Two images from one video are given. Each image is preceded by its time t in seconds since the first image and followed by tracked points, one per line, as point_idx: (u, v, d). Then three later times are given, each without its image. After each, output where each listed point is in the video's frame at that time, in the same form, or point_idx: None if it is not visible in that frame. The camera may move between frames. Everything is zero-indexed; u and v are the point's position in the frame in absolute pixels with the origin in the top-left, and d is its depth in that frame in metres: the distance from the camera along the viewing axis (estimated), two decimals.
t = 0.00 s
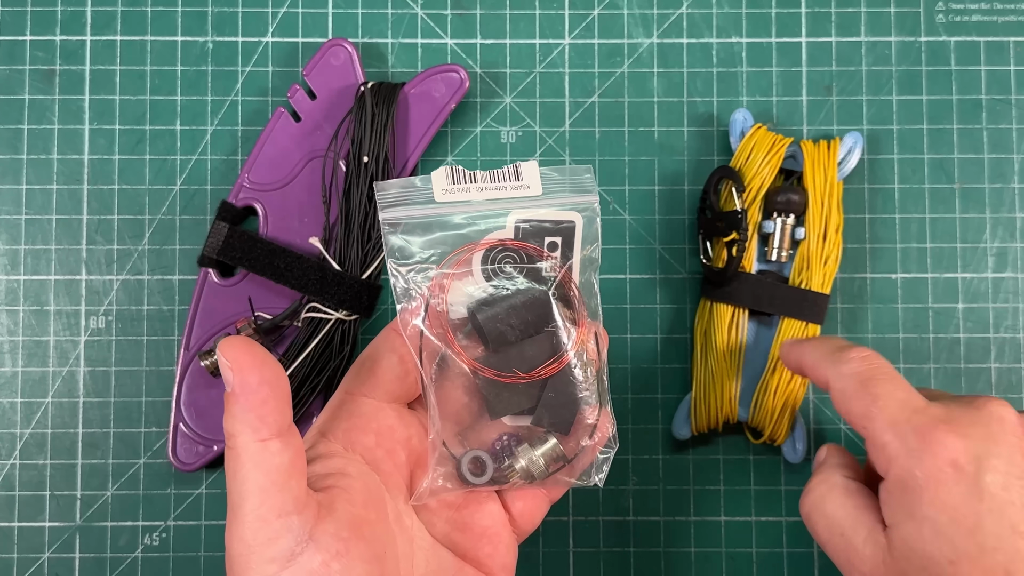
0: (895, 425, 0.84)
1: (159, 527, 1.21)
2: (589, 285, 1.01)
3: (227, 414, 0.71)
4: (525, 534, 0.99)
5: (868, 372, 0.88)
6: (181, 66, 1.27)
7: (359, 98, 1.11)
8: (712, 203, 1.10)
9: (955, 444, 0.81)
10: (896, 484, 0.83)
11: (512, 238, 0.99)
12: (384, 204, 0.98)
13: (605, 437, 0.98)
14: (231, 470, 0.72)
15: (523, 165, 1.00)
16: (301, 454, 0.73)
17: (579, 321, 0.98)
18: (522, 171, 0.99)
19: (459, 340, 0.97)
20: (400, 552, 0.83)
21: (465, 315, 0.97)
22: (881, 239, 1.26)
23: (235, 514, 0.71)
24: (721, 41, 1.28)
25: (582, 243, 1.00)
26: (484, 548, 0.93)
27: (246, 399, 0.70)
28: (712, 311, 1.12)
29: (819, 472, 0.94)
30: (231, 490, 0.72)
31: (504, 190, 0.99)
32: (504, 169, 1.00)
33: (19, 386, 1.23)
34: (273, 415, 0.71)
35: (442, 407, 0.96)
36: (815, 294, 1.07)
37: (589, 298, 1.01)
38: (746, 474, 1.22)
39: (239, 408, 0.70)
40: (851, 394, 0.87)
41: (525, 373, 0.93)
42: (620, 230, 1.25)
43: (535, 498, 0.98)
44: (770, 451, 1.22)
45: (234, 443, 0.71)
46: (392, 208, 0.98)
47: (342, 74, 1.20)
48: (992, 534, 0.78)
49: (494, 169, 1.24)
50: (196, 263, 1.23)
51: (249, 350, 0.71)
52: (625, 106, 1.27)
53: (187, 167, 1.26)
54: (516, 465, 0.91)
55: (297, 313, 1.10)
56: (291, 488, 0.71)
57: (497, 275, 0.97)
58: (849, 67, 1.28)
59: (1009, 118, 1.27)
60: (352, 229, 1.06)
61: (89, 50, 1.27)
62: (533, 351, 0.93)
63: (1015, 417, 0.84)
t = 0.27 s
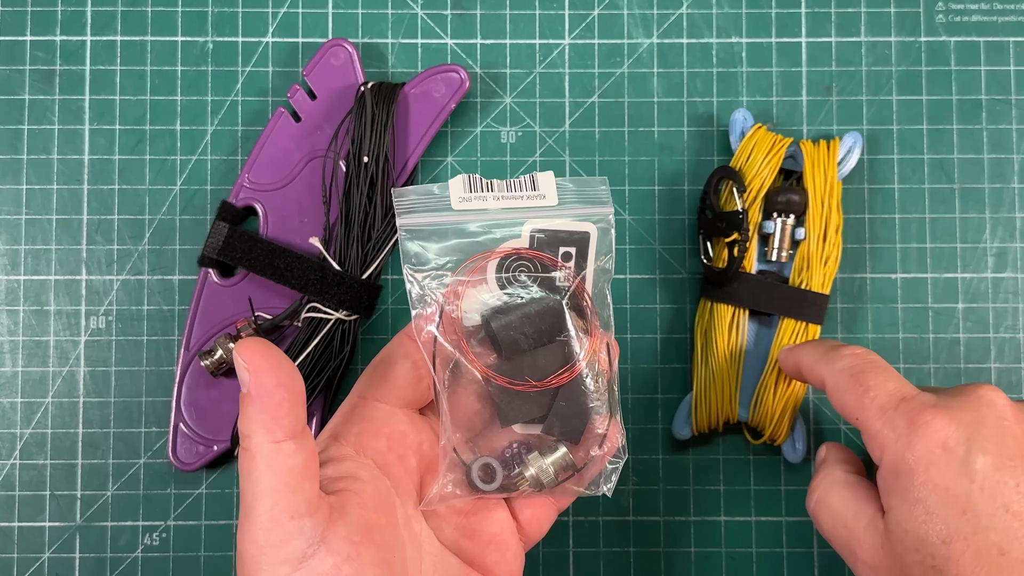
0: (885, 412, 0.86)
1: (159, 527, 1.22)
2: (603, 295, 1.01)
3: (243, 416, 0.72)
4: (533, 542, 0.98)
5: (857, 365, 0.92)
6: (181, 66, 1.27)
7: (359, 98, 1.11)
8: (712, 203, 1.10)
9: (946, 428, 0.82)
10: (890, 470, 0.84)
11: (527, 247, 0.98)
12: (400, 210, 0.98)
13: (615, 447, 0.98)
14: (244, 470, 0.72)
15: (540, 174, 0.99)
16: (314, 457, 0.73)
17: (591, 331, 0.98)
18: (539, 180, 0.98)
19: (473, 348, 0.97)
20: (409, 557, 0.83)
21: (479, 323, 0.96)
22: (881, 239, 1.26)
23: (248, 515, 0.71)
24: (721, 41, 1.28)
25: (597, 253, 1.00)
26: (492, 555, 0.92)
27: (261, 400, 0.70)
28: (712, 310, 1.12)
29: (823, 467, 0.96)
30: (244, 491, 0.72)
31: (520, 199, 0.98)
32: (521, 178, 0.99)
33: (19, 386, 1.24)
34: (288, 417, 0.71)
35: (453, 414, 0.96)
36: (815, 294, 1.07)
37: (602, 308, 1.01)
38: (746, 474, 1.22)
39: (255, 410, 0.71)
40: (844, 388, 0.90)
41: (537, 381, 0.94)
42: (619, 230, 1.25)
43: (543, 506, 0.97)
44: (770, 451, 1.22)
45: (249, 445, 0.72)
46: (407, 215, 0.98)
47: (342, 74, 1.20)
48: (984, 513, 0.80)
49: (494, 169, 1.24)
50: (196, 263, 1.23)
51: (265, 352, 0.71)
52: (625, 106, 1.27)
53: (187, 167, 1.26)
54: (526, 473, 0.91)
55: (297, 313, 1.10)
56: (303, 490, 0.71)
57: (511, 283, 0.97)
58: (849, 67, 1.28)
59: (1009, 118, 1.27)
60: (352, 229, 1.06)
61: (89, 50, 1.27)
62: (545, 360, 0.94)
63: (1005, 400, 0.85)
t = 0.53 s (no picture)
0: (871, 418, 0.86)
1: (159, 527, 1.21)
2: (598, 279, 1.01)
3: (239, 399, 0.71)
4: (529, 526, 0.99)
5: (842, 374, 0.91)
6: (181, 66, 1.27)
7: (359, 98, 1.11)
8: (711, 203, 1.10)
9: (932, 432, 0.82)
10: (877, 476, 0.84)
11: (523, 230, 0.99)
12: (395, 193, 0.98)
13: (612, 430, 0.98)
14: (241, 453, 0.71)
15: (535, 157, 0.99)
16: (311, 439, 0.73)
17: (588, 314, 0.98)
18: (534, 164, 0.99)
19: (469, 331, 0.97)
20: (407, 540, 0.83)
21: (475, 306, 0.96)
22: (881, 239, 1.26)
23: (244, 498, 0.71)
24: (721, 41, 1.28)
25: (592, 237, 1.01)
26: (489, 538, 0.93)
27: (258, 382, 0.69)
28: (712, 310, 1.12)
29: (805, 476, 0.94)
30: (240, 473, 0.71)
31: (516, 182, 0.98)
32: (517, 162, 0.99)
33: (19, 386, 1.24)
34: (284, 399, 0.70)
35: (450, 397, 0.96)
36: (815, 294, 1.07)
37: (598, 291, 1.01)
38: (746, 474, 1.22)
39: (251, 393, 0.70)
40: (829, 397, 0.90)
41: (534, 364, 0.94)
42: (619, 230, 1.25)
43: (540, 490, 0.98)
44: (770, 451, 1.22)
45: (244, 428, 0.71)
46: (403, 198, 0.98)
47: (342, 74, 1.20)
48: (972, 519, 0.79)
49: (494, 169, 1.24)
50: (196, 264, 1.23)
51: (261, 335, 0.70)
52: (625, 106, 1.27)
53: (187, 167, 1.26)
54: (523, 457, 0.92)
55: (297, 313, 1.10)
56: (300, 472, 0.71)
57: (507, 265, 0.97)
58: (849, 67, 1.28)
59: (1009, 118, 1.27)
60: (352, 229, 1.06)
61: (89, 50, 1.27)
62: (542, 342, 0.94)
63: (992, 407, 0.85)
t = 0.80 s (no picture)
0: (931, 453, 0.69)
1: (160, 527, 1.22)
2: (598, 280, 1.01)
3: (237, 404, 0.71)
4: (530, 530, 0.99)
5: (896, 411, 0.72)
6: (181, 66, 1.27)
7: (359, 98, 1.11)
8: (711, 203, 1.10)
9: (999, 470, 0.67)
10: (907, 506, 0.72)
11: (520, 232, 0.99)
12: (392, 197, 0.98)
13: (612, 433, 0.98)
14: (239, 459, 0.71)
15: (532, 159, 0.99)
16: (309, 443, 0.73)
17: (587, 317, 0.97)
18: (530, 165, 0.98)
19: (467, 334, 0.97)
20: (406, 545, 0.83)
21: (472, 310, 0.96)
22: (881, 239, 1.26)
23: (242, 504, 0.71)
24: (721, 41, 1.28)
25: (591, 237, 1.00)
26: (489, 542, 0.92)
27: (254, 388, 0.69)
28: (712, 310, 1.12)
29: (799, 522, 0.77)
30: (238, 479, 0.71)
31: (513, 184, 0.98)
32: (513, 164, 0.99)
33: (19, 386, 1.24)
34: (282, 404, 0.70)
35: (448, 401, 0.96)
36: (815, 294, 1.07)
37: (597, 293, 1.01)
38: (746, 474, 1.22)
39: (248, 399, 0.70)
40: (876, 434, 0.72)
41: (533, 367, 0.93)
42: (619, 230, 1.25)
43: (540, 493, 0.98)
44: (770, 451, 1.22)
45: (242, 433, 0.71)
46: (399, 202, 0.98)
47: (342, 74, 1.20)
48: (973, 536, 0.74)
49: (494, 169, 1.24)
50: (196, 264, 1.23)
51: (257, 340, 0.70)
52: (625, 107, 1.27)
53: (187, 167, 1.26)
54: (522, 460, 0.92)
55: (297, 313, 1.10)
56: (298, 478, 0.70)
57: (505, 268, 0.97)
58: (849, 67, 1.28)
59: (1009, 118, 1.28)
60: (352, 229, 1.06)
61: (89, 50, 1.27)
62: (540, 345, 0.93)
63: None
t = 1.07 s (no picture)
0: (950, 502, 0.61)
1: (160, 527, 1.22)
2: (609, 262, 1.00)
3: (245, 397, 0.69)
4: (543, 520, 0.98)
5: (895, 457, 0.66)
6: (181, 66, 1.27)
7: (359, 98, 1.11)
8: (711, 204, 1.10)
9: None
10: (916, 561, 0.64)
11: (527, 215, 0.99)
12: (395, 181, 0.99)
13: (626, 420, 0.98)
14: (246, 452, 0.70)
15: (537, 139, 1.00)
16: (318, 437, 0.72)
17: (596, 300, 0.97)
18: (537, 145, 1.00)
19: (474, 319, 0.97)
20: (416, 539, 0.82)
21: (478, 295, 0.97)
22: (881, 239, 1.26)
23: (249, 498, 0.70)
24: (721, 41, 1.28)
25: (602, 217, 1.00)
26: (499, 533, 0.92)
27: (264, 380, 0.68)
28: (712, 311, 1.11)
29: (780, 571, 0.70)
30: (246, 473, 0.70)
31: (519, 164, 1.00)
32: (519, 144, 1.01)
33: (19, 386, 1.24)
34: (291, 398, 0.69)
35: (455, 389, 0.96)
36: (815, 293, 1.07)
37: (609, 274, 1.00)
38: (746, 474, 1.22)
39: (257, 391, 0.69)
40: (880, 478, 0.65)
41: (541, 352, 0.94)
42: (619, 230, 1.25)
43: (553, 482, 0.97)
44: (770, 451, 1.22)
45: (250, 426, 0.69)
46: (401, 185, 0.99)
47: (342, 74, 1.20)
48: None
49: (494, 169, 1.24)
50: (196, 264, 1.23)
51: (266, 330, 0.68)
52: (625, 106, 1.27)
53: (187, 167, 1.26)
54: (530, 450, 0.92)
55: (297, 313, 1.11)
56: (306, 471, 0.69)
57: (512, 252, 0.97)
58: (849, 67, 1.28)
59: (1009, 118, 1.28)
60: (352, 229, 1.06)
61: (89, 50, 1.27)
62: (547, 330, 0.94)
63: None
